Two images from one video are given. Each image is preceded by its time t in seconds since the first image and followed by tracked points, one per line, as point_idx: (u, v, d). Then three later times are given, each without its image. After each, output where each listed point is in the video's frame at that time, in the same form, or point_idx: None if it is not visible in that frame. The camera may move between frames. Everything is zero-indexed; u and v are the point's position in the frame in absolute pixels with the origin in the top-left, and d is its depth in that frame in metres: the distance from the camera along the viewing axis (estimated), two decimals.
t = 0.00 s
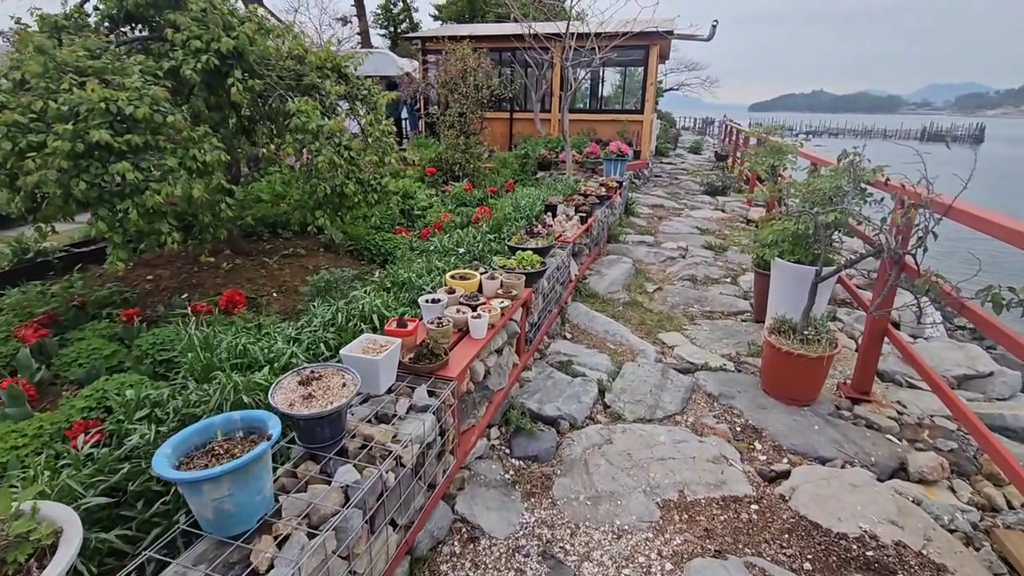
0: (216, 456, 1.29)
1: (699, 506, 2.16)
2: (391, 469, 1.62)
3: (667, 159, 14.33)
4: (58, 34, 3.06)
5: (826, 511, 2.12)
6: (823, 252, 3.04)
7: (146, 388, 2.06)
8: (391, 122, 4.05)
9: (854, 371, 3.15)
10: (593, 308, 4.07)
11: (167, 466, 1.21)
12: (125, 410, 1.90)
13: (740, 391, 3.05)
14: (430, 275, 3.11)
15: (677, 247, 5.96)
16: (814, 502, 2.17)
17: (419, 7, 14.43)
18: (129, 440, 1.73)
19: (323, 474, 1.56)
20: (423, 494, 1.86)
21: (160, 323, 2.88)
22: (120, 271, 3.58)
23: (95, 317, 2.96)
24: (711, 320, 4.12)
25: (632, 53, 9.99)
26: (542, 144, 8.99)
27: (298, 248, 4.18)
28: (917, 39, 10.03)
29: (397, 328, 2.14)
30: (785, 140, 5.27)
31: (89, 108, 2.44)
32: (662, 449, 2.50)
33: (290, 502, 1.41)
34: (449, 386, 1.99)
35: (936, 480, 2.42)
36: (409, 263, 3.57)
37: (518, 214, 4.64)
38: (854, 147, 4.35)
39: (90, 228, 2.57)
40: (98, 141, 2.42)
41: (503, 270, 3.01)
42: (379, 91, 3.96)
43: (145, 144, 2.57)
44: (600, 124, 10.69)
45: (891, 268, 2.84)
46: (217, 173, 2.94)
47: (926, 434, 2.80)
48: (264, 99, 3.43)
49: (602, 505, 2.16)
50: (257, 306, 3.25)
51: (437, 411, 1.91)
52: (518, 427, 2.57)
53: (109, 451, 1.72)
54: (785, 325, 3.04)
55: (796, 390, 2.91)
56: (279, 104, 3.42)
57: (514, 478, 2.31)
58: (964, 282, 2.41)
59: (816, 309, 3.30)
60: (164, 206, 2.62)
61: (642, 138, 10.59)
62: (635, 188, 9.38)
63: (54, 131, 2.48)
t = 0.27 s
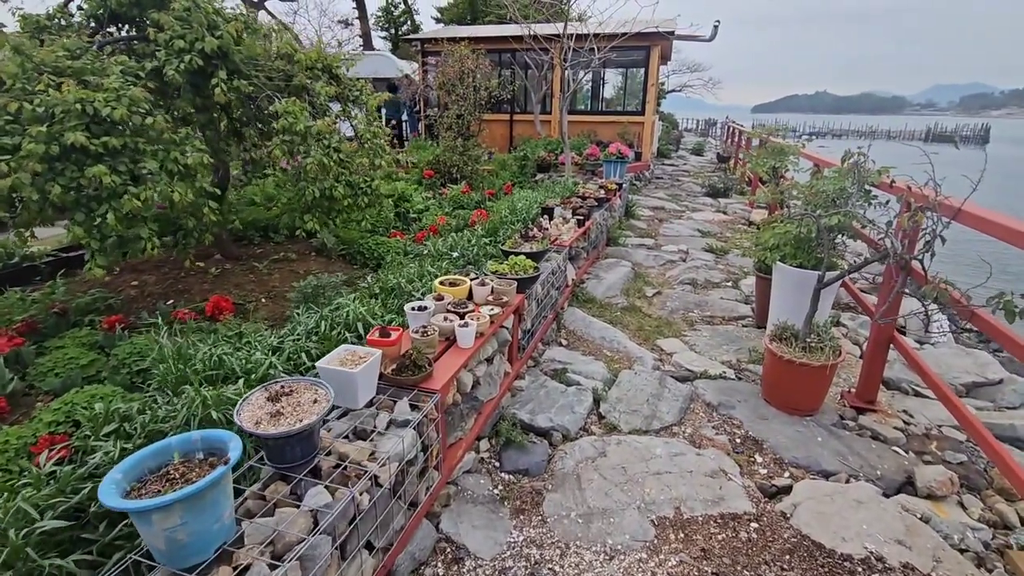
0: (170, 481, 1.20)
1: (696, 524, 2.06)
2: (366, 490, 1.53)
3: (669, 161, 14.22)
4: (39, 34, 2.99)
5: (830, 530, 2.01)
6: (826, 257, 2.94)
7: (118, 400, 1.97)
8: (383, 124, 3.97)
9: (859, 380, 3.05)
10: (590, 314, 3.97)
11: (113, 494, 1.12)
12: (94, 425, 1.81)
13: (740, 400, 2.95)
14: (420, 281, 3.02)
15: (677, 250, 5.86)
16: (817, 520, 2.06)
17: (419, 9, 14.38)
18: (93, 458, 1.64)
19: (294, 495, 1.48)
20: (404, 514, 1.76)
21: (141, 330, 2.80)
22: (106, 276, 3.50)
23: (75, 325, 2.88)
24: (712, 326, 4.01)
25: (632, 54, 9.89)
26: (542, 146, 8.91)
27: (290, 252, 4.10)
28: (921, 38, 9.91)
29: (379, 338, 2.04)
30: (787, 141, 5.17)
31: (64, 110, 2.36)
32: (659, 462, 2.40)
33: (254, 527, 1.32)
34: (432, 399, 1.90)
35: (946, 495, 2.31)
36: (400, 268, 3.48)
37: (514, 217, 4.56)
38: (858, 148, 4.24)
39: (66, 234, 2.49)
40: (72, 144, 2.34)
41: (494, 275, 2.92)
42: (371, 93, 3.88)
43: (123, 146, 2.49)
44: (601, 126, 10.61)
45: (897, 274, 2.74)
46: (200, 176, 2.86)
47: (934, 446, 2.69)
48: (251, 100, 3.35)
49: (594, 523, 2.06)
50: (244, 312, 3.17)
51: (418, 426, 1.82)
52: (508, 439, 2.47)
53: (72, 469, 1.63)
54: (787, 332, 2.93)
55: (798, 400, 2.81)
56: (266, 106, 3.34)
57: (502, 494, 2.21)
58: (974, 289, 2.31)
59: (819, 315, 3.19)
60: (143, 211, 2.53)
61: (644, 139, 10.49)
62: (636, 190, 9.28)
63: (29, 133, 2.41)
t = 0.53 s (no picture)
0: (119, 505, 1.13)
1: (691, 541, 1.97)
2: (337, 510, 1.44)
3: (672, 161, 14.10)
4: (21, 34, 2.92)
5: (832, 549, 1.92)
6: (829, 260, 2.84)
7: (89, 410, 1.90)
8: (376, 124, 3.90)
9: (864, 387, 2.94)
10: (587, 318, 3.88)
11: (53, 521, 1.04)
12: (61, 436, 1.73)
13: (740, 408, 2.85)
14: (409, 285, 2.94)
15: (678, 252, 5.76)
16: (818, 538, 1.97)
17: (421, 9, 14.32)
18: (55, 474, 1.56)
19: (260, 516, 1.39)
20: (381, 533, 1.68)
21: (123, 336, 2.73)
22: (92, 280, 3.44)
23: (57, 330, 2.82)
24: (712, 330, 3.91)
25: (633, 53, 9.79)
26: (542, 146, 8.82)
27: (281, 255, 4.04)
28: (927, 37, 9.79)
29: (360, 346, 1.96)
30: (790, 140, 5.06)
31: (39, 110, 2.29)
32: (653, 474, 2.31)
33: (214, 552, 1.24)
34: (413, 411, 1.82)
35: (954, 510, 2.21)
36: (392, 271, 3.41)
37: (511, 219, 4.47)
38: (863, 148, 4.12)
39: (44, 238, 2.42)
40: (48, 145, 2.27)
41: (486, 280, 2.84)
42: (363, 93, 3.80)
43: (102, 147, 2.42)
44: (603, 126, 10.51)
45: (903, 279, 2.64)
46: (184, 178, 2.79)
47: (942, 457, 2.58)
48: (239, 101, 3.28)
49: (584, 540, 1.97)
50: (231, 316, 3.10)
51: (398, 440, 1.74)
52: (498, 450, 2.38)
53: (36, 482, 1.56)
54: (788, 338, 2.83)
55: (799, 408, 2.71)
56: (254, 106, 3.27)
57: (490, 508, 2.13)
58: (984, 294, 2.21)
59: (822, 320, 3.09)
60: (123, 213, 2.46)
61: (646, 139, 10.38)
62: (638, 191, 9.19)
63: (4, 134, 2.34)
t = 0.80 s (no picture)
0: (68, 529, 1.06)
1: (682, 552, 1.91)
2: (308, 527, 1.38)
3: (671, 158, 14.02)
4: None
5: (828, 561, 1.85)
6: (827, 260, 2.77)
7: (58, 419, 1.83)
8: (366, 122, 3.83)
9: (862, 390, 2.88)
10: (581, 319, 3.81)
11: None
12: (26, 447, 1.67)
13: (735, 412, 2.79)
14: (397, 287, 2.87)
15: (675, 250, 5.69)
16: (813, 549, 1.90)
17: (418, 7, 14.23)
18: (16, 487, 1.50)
19: (226, 534, 1.33)
20: (359, 549, 1.62)
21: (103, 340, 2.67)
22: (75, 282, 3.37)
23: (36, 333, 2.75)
24: (708, 330, 3.85)
25: (631, 49, 9.72)
26: (539, 143, 8.75)
27: (270, 256, 3.97)
28: (927, 33, 9.70)
29: (339, 353, 1.90)
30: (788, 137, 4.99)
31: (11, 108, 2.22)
32: (645, 482, 2.24)
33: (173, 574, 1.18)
34: (393, 420, 1.75)
35: (955, 519, 2.15)
36: (381, 272, 3.34)
37: (505, 218, 4.41)
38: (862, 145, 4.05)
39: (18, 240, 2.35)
40: (19, 145, 2.19)
41: (474, 282, 2.77)
42: (352, 90, 3.73)
43: (77, 147, 2.35)
44: (601, 123, 10.42)
45: (902, 280, 2.57)
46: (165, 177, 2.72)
47: (942, 463, 2.52)
48: (224, 98, 3.21)
49: (572, 552, 1.91)
50: (215, 319, 3.03)
51: (376, 451, 1.67)
52: (485, 457, 2.32)
53: None
54: (784, 341, 2.77)
55: (796, 413, 2.64)
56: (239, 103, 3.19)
57: (475, 518, 2.06)
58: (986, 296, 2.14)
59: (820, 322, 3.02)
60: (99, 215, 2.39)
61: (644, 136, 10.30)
62: (636, 189, 9.12)
63: None
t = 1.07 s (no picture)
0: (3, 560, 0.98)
1: (673, 564, 1.84)
2: (275, 547, 1.30)
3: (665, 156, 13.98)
4: None
5: (825, 572, 1.78)
6: (823, 259, 2.70)
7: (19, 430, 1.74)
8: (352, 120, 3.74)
9: (858, 392, 2.81)
10: (573, 320, 3.74)
11: None
12: None
13: (729, 416, 2.72)
14: (381, 289, 2.79)
15: (669, 249, 5.63)
16: (810, 559, 1.84)
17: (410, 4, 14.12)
18: None
19: (187, 557, 1.24)
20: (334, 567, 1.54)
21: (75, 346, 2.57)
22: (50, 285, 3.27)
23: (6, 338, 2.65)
24: (702, 331, 3.78)
25: (622, 45, 9.67)
26: (532, 141, 8.67)
27: (255, 257, 3.88)
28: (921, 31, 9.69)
29: (315, 360, 1.81)
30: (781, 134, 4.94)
31: None
32: (636, 489, 2.17)
33: None
34: (371, 430, 1.67)
35: (954, 525, 2.08)
36: (367, 273, 3.26)
37: (495, 218, 4.33)
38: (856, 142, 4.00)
39: None
40: None
41: (460, 283, 2.69)
42: (337, 87, 3.64)
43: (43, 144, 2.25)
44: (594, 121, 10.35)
45: (898, 280, 2.51)
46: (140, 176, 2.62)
47: (940, 467, 2.46)
48: (202, 95, 3.10)
49: (560, 565, 1.83)
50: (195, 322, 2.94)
51: (352, 463, 1.59)
52: (472, 466, 2.24)
53: None
54: (779, 342, 2.70)
55: (791, 416, 2.57)
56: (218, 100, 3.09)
57: (460, 530, 1.99)
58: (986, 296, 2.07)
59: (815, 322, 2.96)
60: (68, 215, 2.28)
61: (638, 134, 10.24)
62: (629, 187, 9.06)
63: None
